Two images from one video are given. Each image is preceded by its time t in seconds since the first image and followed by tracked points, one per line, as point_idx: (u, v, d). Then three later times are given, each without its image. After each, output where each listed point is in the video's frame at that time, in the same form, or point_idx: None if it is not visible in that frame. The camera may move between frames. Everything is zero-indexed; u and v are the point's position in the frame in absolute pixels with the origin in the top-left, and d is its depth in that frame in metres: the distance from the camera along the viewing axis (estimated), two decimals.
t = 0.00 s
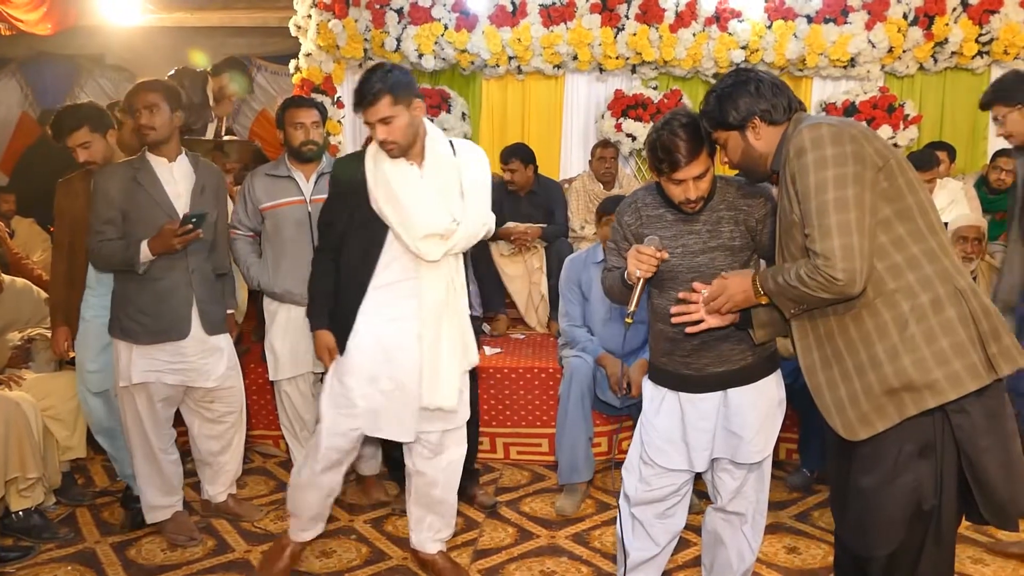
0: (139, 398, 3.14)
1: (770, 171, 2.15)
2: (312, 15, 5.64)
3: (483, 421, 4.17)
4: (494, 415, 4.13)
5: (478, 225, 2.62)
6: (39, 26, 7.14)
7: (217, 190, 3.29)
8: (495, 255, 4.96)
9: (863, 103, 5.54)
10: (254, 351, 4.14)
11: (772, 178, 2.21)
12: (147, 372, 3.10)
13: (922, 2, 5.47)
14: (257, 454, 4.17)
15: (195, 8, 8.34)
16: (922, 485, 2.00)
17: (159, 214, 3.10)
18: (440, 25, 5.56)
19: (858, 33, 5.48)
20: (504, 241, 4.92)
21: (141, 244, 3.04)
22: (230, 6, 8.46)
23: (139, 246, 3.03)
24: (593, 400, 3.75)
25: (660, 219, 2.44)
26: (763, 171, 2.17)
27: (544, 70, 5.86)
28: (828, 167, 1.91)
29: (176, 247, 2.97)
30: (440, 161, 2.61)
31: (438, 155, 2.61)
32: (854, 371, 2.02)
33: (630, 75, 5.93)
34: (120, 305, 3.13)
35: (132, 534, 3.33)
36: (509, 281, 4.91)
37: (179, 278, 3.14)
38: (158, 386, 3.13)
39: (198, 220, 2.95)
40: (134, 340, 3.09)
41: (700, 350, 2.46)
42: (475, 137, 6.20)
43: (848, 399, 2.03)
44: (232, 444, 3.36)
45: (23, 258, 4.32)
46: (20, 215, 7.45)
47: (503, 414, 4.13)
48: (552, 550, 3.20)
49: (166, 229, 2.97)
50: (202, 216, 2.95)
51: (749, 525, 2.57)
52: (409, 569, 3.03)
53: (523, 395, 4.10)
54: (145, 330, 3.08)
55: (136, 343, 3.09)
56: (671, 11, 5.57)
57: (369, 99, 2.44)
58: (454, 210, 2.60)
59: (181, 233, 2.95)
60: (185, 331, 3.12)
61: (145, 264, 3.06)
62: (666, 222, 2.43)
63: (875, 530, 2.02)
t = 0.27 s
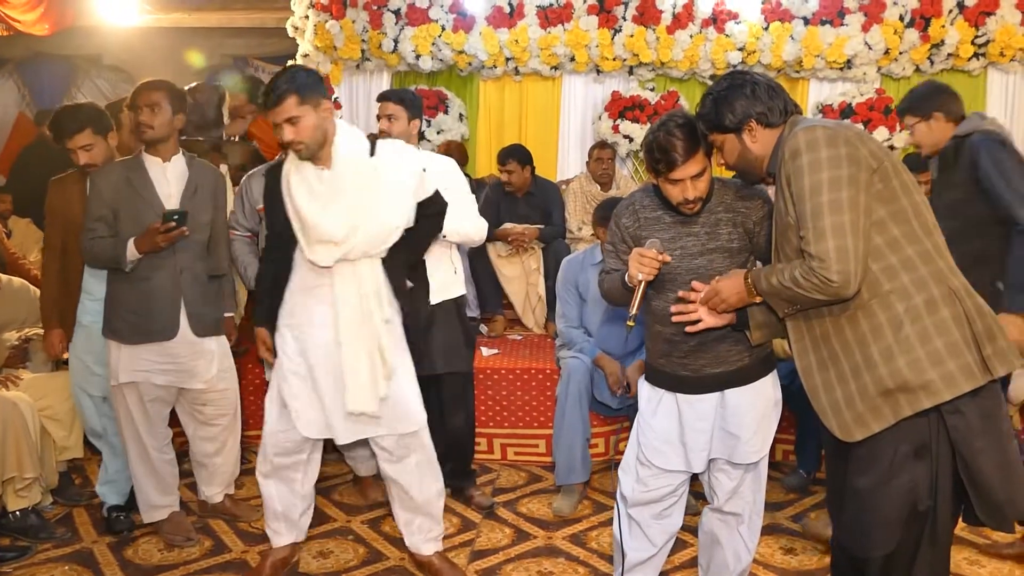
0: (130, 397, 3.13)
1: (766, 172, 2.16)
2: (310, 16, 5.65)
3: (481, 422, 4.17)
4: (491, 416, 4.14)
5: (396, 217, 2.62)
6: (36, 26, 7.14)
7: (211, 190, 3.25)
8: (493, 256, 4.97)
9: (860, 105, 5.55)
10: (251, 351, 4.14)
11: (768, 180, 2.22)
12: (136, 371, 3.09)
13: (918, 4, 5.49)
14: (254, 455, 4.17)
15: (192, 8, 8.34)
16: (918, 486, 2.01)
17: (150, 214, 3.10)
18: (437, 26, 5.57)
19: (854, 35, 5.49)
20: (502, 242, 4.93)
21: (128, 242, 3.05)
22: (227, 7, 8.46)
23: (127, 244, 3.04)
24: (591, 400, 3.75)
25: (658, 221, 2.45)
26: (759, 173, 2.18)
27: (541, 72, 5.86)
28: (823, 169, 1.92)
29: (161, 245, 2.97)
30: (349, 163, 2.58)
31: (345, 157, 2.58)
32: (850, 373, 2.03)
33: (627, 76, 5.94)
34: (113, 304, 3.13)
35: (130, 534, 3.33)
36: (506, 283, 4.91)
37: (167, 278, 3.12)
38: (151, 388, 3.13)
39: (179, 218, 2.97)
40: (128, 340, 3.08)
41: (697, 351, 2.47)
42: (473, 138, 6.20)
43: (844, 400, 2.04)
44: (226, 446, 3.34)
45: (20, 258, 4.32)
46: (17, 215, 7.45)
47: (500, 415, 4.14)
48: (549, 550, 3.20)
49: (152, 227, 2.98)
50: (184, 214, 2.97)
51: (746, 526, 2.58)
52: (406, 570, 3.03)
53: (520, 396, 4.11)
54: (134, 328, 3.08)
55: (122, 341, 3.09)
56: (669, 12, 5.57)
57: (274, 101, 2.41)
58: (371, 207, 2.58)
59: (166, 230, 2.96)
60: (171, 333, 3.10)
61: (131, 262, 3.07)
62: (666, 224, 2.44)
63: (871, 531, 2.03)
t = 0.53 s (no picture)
0: (126, 400, 3.13)
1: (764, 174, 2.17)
2: (307, 18, 5.64)
3: (479, 424, 4.17)
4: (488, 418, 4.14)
5: (306, 212, 2.51)
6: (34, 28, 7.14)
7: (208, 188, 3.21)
8: (490, 258, 4.97)
9: (857, 106, 5.56)
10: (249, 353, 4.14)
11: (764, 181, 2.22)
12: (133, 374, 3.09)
13: (915, 6, 5.49)
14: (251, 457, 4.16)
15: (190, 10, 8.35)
16: (915, 487, 2.01)
17: (147, 215, 3.10)
18: (435, 28, 5.57)
19: (852, 37, 5.50)
20: (499, 243, 4.94)
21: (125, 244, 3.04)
22: (224, 8, 8.45)
23: (125, 246, 3.03)
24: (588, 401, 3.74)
25: (655, 223, 2.45)
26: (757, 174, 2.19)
27: (539, 73, 5.86)
28: (821, 171, 1.92)
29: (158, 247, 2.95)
30: (276, 151, 2.53)
31: (274, 145, 2.53)
32: (846, 374, 2.03)
33: (625, 78, 5.94)
34: (108, 307, 3.12)
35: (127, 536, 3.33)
36: (504, 284, 4.93)
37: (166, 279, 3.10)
38: (146, 391, 3.12)
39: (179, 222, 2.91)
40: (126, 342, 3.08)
41: (694, 353, 2.47)
42: (470, 140, 6.20)
43: (841, 401, 2.04)
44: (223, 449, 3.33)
45: (17, 259, 4.31)
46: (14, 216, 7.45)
47: (498, 417, 4.14)
48: (547, 552, 3.20)
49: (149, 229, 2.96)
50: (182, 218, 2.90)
51: (743, 527, 2.58)
52: (403, 571, 3.03)
53: (518, 398, 4.11)
54: (131, 332, 3.08)
55: (120, 345, 3.09)
56: (666, 14, 5.58)
57: (225, 103, 2.41)
58: (284, 198, 2.50)
59: (162, 233, 2.92)
60: (170, 333, 3.11)
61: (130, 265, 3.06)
62: (664, 227, 2.44)
63: (868, 532, 2.03)
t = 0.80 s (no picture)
0: (133, 403, 3.15)
1: (761, 174, 2.17)
2: (306, 20, 5.64)
3: (477, 425, 4.17)
4: (486, 419, 4.14)
5: (264, 208, 2.48)
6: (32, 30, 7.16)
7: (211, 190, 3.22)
8: (488, 259, 4.98)
9: (854, 107, 5.57)
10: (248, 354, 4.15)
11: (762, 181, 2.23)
12: (140, 377, 3.10)
13: (912, 7, 5.50)
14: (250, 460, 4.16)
15: (188, 12, 8.35)
16: (912, 487, 2.02)
17: (152, 217, 3.10)
18: (433, 30, 5.58)
19: (849, 38, 5.51)
20: (497, 245, 4.95)
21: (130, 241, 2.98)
22: (222, 10, 8.46)
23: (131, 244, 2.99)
24: (586, 402, 3.74)
25: (651, 225, 2.45)
26: (755, 173, 2.19)
27: (537, 75, 5.87)
28: (820, 171, 1.92)
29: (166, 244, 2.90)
30: (238, 149, 2.54)
31: (238, 144, 2.55)
32: (844, 375, 2.03)
33: (623, 80, 5.94)
34: (112, 308, 3.13)
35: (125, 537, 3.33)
36: (502, 285, 4.95)
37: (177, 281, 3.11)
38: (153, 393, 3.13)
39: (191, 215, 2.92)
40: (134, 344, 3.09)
41: (692, 355, 2.47)
42: (468, 141, 6.21)
43: (838, 401, 2.04)
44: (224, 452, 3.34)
45: (15, 261, 4.31)
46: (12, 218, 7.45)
47: (496, 419, 4.14)
48: (545, 553, 3.21)
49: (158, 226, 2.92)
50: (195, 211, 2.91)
51: (742, 528, 2.58)
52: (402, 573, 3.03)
53: (516, 399, 4.11)
54: (136, 333, 3.08)
55: (125, 348, 3.10)
56: (664, 16, 5.59)
57: (190, 97, 2.49)
58: (243, 193, 2.47)
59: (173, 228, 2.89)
60: (178, 335, 3.11)
61: (134, 262, 3.03)
62: (660, 228, 2.44)
63: (866, 533, 2.03)
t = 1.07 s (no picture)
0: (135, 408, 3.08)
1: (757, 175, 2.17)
2: (303, 23, 5.64)
3: (475, 427, 4.17)
4: (484, 421, 4.15)
5: (211, 224, 2.51)
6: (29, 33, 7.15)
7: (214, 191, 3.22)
8: (486, 261, 4.99)
9: (851, 109, 5.58)
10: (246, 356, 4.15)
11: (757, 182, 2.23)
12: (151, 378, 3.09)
13: (909, 8, 5.51)
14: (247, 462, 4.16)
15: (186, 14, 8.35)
16: (910, 487, 2.02)
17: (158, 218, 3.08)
18: (430, 32, 5.58)
19: (846, 39, 5.51)
20: (495, 247, 4.96)
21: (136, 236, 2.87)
22: (220, 12, 8.45)
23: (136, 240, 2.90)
24: (585, 402, 3.74)
25: (647, 226, 2.46)
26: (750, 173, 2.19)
27: (534, 77, 5.88)
28: (816, 173, 1.93)
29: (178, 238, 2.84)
30: (185, 160, 2.56)
31: (186, 154, 2.56)
32: (841, 375, 2.04)
33: (620, 81, 5.95)
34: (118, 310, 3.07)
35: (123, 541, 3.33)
36: (499, 287, 4.96)
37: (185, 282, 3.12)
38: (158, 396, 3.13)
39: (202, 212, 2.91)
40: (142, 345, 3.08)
41: (689, 356, 2.48)
42: (466, 143, 6.21)
43: (836, 401, 2.04)
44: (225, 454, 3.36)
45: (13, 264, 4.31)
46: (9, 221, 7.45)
47: (493, 421, 4.14)
48: (543, 555, 3.21)
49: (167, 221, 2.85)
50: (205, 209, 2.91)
51: (739, 529, 2.59)
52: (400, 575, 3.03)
53: (514, 401, 4.11)
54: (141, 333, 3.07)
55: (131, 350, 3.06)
56: (661, 17, 5.60)
57: (134, 105, 2.48)
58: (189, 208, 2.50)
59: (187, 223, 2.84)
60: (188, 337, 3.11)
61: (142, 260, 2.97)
62: (656, 230, 2.45)
63: (863, 534, 2.03)
